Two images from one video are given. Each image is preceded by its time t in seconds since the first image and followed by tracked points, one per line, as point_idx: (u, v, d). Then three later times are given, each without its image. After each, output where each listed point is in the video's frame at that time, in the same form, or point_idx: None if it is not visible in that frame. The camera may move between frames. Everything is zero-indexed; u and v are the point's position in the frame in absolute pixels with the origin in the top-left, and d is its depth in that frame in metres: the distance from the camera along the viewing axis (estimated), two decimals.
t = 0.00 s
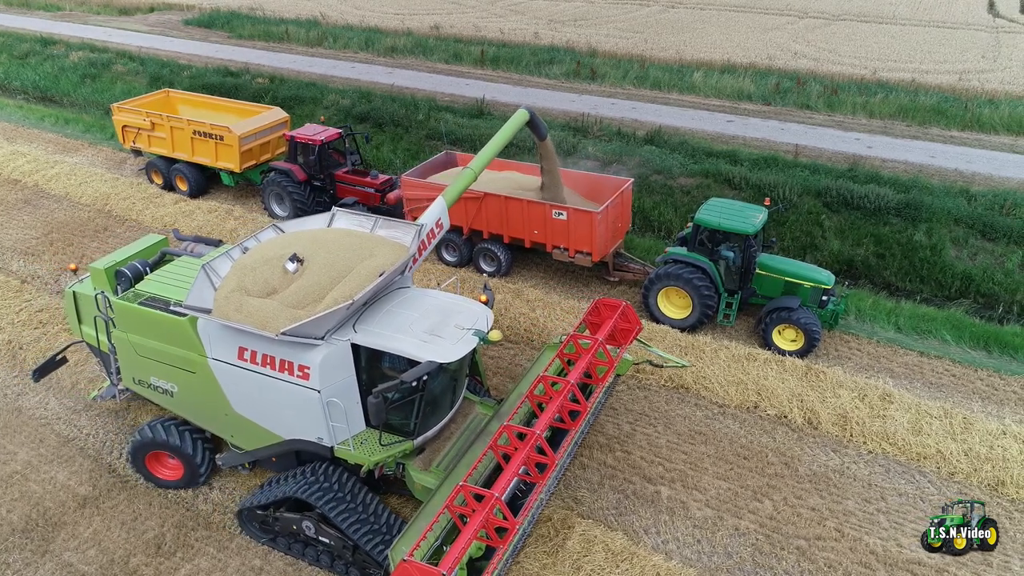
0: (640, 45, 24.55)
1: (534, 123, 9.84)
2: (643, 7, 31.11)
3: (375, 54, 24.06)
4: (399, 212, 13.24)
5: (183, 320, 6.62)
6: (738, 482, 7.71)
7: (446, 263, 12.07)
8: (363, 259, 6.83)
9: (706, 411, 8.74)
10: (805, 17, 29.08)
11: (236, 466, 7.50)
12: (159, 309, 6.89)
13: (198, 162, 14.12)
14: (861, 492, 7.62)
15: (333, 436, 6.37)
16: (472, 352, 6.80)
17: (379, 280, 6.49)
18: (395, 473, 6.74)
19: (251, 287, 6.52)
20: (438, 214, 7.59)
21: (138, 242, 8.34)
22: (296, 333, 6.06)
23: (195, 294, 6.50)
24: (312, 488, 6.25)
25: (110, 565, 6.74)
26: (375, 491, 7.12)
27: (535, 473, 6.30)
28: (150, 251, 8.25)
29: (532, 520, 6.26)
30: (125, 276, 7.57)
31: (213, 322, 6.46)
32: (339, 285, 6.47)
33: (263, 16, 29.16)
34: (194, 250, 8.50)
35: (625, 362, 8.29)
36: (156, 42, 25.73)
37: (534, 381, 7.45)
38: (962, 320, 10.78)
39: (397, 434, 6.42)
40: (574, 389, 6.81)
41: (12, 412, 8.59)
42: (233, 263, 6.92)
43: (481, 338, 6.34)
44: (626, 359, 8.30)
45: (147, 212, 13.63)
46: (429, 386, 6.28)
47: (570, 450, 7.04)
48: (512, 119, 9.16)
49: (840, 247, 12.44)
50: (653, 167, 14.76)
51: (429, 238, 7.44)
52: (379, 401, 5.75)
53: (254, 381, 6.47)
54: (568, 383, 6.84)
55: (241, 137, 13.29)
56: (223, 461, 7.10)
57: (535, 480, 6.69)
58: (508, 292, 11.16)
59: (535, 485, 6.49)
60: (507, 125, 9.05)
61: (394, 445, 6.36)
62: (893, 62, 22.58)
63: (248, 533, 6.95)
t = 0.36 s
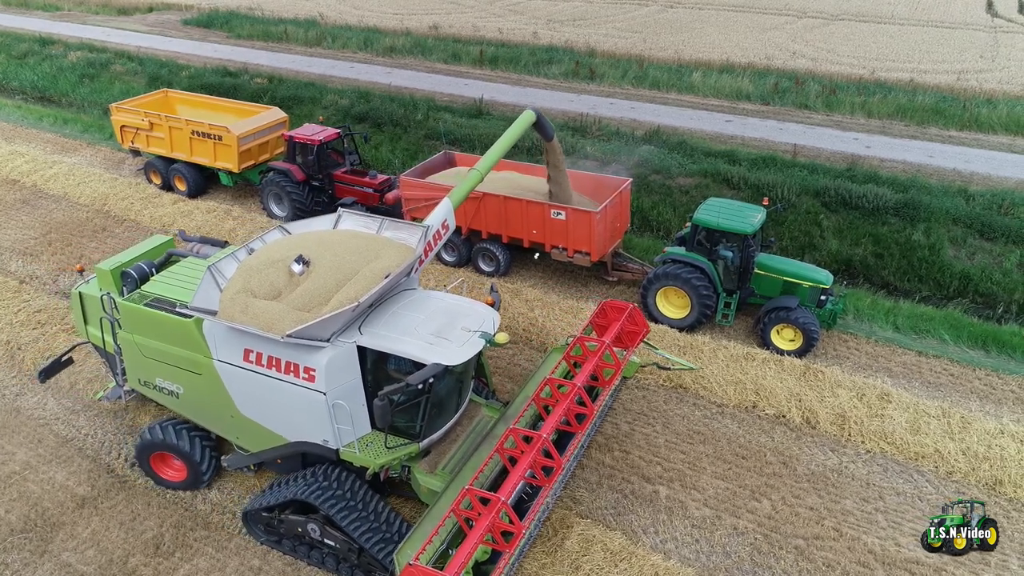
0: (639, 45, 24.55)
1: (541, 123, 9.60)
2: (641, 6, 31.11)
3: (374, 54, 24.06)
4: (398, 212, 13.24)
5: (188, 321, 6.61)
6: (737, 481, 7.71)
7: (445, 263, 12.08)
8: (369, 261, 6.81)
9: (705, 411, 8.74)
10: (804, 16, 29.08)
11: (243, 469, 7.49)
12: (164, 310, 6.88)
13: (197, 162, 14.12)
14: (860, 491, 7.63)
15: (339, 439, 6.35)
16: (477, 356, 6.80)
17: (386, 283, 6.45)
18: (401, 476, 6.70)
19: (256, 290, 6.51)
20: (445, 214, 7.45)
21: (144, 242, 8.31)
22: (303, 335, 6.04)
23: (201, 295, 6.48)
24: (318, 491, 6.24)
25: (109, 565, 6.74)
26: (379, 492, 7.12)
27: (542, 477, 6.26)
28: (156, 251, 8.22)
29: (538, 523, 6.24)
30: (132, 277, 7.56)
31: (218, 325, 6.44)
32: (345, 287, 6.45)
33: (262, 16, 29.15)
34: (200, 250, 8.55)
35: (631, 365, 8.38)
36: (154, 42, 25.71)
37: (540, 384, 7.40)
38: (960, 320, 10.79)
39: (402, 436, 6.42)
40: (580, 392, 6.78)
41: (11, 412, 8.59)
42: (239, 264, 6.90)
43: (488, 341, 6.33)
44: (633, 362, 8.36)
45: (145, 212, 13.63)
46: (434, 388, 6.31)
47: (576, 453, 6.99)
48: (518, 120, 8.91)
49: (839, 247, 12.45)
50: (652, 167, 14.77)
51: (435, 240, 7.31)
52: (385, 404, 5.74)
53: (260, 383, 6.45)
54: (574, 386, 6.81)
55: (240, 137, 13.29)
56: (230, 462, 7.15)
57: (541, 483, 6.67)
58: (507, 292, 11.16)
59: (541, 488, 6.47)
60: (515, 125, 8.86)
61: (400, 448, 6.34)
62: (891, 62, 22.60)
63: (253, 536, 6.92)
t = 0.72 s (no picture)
0: (638, 45, 24.55)
1: (547, 124, 9.54)
2: (640, 6, 31.12)
3: (373, 54, 24.06)
4: (397, 212, 13.24)
5: (194, 321, 6.62)
6: (736, 480, 7.72)
7: (445, 263, 12.08)
8: (376, 262, 6.78)
9: (704, 411, 8.75)
10: (803, 16, 29.09)
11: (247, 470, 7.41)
12: (171, 310, 6.90)
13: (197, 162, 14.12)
14: (858, 490, 7.63)
15: (345, 440, 6.36)
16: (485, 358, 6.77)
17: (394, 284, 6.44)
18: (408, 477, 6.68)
19: (263, 290, 6.50)
20: (451, 215, 7.42)
21: (150, 244, 8.30)
22: (310, 336, 6.04)
23: (207, 296, 6.49)
24: (325, 493, 6.20)
25: (108, 565, 6.73)
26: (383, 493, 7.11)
27: (550, 480, 6.24)
28: (162, 252, 8.22)
29: (546, 526, 6.23)
30: (138, 278, 7.49)
31: (225, 325, 6.44)
32: (353, 288, 6.43)
33: (261, 16, 29.15)
34: (206, 251, 8.57)
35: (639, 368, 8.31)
36: (153, 42, 25.70)
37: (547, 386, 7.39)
38: (958, 319, 10.81)
39: (409, 438, 6.42)
40: (588, 394, 6.76)
41: (10, 412, 8.59)
42: (245, 264, 6.91)
43: (495, 343, 6.37)
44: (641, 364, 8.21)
45: (144, 212, 13.62)
46: (442, 390, 6.26)
47: (584, 455, 6.99)
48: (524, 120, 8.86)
49: (838, 247, 12.46)
50: (651, 166, 14.79)
51: (442, 240, 7.35)
52: (392, 406, 5.70)
53: (266, 384, 6.45)
54: (582, 388, 6.79)
55: (239, 136, 13.29)
56: (235, 464, 7.14)
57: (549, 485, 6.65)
58: (506, 291, 11.16)
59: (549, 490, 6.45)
60: (520, 126, 8.81)
61: (407, 450, 6.33)
62: (890, 61, 22.61)
63: (259, 539, 6.90)
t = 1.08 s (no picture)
0: (637, 45, 24.54)
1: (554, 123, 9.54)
2: (639, 6, 31.11)
3: (372, 54, 24.05)
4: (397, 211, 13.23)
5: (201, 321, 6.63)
6: (737, 479, 7.73)
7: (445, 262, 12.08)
8: (385, 263, 6.77)
9: (704, 410, 8.75)
10: (802, 16, 29.08)
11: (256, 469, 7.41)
12: (179, 310, 6.90)
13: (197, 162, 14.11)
14: (859, 489, 7.64)
15: (354, 442, 6.34)
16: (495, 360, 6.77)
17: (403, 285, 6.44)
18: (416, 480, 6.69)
19: (272, 291, 6.49)
20: (458, 217, 7.51)
21: (157, 243, 8.28)
22: (319, 337, 6.04)
23: (216, 296, 6.48)
24: (334, 495, 6.19)
25: (109, 564, 6.73)
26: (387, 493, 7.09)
27: (559, 482, 6.25)
28: (169, 252, 8.20)
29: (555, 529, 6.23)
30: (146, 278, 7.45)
31: (233, 326, 6.44)
32: (362, 289, 6.42)
33: (260, 16, 29.13)
34: (212, 251, 8.53)
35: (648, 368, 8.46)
36: (152, 42, 25.67)
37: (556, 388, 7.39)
38: (958, 318, 10.82)
39: (419, 440, 6.41)
40: (598, 397, 6.76)
41: (10, 412, 8.57)
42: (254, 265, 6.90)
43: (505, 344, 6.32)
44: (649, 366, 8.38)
45: (144, 211, 13.61)
46: (452, 392, 6.26)
47: (593, 458, 7.00)
48: (531, 121, 8.90)
49: (838, 246, 12.46)
50: (651, 166, 14.79)
51: (450, 241, 7.36)
52: (402, 408, 5.68)
53: (274, 385, 6.45)
54: (592, 390, 6.79)
55: (239, 136, 13.28)
56: (243, 464, 7.14)
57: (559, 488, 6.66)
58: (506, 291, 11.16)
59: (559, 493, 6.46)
60: (528, 127, 8.81)
61: (415, 453, 6.33)
62: (890, 61, 22.61)
63: (267, 540, 6.89)
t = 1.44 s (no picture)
0: (637, 45, 24.55)
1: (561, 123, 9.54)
2: (638, 6, 31.12)
3: (371, 54, 24.05)
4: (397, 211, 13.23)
5: (208, 321, 6.64)
6: (738, 479, 7.73)
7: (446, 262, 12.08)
8: (393, 265, 6.77)
9: (706, 409, 8.76)
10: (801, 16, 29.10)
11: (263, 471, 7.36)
12: (186, 311, 6.90)
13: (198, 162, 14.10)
14: (861, 488, 7.64)
15: (362, 444, 6.34)
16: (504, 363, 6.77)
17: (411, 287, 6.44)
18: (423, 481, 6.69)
19: (280, 292, 6.48)
20: (467, 218, 7.55)
21: (164, 244, 8.31)
22: (328, 339, 6.04)
23: (224, 297, 6.48)
24: (343, 498, 6.17)
25: (111, 564, 6.72)
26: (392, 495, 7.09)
27: (569, 486, 6.24)
28: (177, 252, 8.23)
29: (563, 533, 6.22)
30: (152, 278, 7.46)
31: (240, 326, 6.44)
32: (370, 291, 6.41)
33: (260, 16, 29.13)
34: (219, 251, 8.59)
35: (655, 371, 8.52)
36: (151, 42, 25.67)
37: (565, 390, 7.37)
38: (959, 317, 10.83)
39: (427, 442, 6.40)
40: (607, 399, 6.74)
41: (11, 412, 8.57)
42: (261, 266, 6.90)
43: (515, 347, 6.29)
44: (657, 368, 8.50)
45: (145, 211, 13.60)
46: (461, 394, 6.25)
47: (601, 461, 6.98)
48: (539, 121, 8.91)
49: (838, 246, 12.47)
50: (651, 166, 14.81)
51: (457, 242, 7.38)
52: (412, 410, 5.67)
53: (282, 386, 6.46)
54: (601, 393, 6.77)
55: (240, 136, 13.28)
56: (250, 466, 7.14)
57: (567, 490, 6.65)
58: (508, 291, 11.16)
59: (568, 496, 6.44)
60: (534, 128, 8.82)
61: (424, 454, 6.31)
62: (889, 61, 22.62)
63: (274, 541, 6.85)
